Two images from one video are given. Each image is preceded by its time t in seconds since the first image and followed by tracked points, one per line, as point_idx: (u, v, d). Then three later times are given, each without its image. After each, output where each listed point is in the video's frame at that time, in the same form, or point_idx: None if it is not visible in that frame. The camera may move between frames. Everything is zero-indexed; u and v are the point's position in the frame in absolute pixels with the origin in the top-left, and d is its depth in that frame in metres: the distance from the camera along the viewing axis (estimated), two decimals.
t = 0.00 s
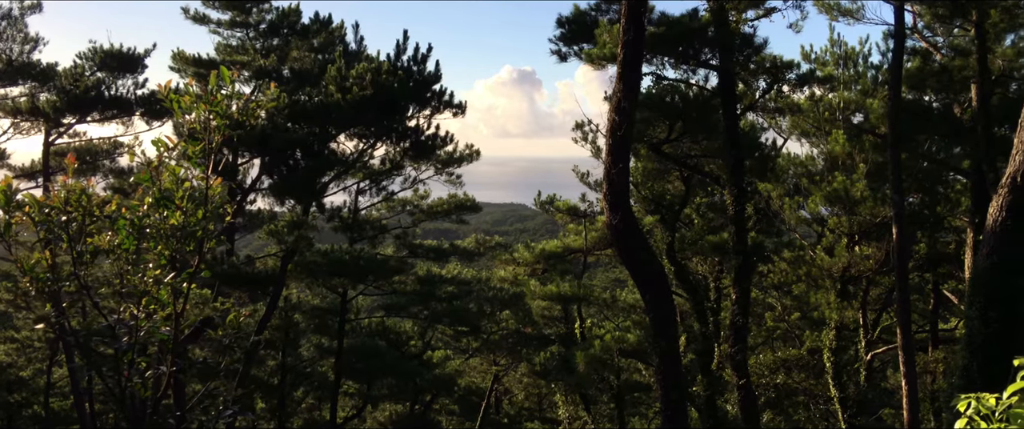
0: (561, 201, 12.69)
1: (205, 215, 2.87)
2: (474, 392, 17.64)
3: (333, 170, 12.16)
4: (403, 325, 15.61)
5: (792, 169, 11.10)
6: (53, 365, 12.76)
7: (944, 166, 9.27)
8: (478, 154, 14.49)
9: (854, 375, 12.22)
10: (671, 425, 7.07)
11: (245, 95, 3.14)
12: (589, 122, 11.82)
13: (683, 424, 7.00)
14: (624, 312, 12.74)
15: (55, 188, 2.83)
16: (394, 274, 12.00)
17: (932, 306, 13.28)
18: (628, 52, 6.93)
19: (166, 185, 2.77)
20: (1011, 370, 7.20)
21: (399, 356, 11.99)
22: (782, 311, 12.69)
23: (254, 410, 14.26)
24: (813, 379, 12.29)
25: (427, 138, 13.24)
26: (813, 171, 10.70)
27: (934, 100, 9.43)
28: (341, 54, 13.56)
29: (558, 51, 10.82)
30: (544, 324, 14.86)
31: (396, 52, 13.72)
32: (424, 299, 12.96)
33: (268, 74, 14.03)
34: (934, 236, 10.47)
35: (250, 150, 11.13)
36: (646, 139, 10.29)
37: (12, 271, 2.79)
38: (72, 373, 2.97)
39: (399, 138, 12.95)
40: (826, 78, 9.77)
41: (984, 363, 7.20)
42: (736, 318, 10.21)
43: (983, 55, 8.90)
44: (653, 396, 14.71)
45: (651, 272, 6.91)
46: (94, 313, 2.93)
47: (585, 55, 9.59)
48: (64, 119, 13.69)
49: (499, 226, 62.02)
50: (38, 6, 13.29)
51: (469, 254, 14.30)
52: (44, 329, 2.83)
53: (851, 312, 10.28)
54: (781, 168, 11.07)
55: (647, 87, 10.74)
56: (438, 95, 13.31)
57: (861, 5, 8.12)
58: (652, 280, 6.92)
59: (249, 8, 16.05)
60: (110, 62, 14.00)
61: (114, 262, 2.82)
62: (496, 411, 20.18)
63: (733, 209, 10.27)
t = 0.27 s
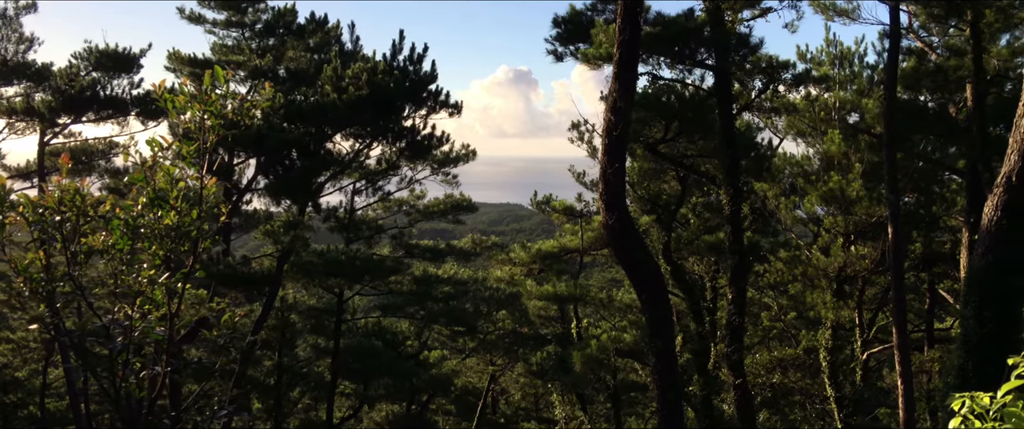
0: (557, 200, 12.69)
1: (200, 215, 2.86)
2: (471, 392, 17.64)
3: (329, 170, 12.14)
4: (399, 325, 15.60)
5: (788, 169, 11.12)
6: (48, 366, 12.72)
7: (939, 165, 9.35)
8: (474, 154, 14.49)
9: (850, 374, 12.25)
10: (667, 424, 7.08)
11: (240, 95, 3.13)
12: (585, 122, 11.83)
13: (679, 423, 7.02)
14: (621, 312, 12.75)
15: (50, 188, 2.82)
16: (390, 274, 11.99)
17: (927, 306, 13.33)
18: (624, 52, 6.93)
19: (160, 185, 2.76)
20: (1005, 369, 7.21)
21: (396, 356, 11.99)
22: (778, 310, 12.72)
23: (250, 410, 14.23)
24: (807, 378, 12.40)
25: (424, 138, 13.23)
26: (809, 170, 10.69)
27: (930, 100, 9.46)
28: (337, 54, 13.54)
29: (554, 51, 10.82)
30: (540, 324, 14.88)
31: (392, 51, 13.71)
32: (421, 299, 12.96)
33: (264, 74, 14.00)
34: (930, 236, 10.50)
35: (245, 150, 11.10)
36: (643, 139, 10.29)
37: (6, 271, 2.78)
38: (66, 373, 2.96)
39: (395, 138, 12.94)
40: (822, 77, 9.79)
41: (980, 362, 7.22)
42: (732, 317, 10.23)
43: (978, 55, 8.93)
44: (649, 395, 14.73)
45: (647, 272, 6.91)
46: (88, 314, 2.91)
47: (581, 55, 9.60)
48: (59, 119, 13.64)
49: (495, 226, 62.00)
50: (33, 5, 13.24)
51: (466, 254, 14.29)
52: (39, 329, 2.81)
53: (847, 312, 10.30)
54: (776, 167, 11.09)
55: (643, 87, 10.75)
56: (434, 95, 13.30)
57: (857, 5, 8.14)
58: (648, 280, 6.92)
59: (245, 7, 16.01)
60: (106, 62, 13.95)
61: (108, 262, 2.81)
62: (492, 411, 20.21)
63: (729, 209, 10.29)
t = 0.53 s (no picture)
0: (556, 200, 12.70)
1: (197, 215, 2.86)
2: (470, 391, 17.65)
3: (328, 169, 12.13)
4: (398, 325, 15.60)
5: (787, 168, 11.13)
6: (47, 366, 12.71)
7: (938, 164, 9.53)
8: (473, 154, 14.49)
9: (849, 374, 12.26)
10: (666, 423, 7.09)
11: (237, 94, 3.12)
12: (584, 121, 11.84)
13: (678, 422, 7.03)
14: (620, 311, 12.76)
15: (47, 188, 2.81)
16: (390, 274, 12.00)
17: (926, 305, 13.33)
18: (623, 51, 6.92)
19: (158, 184, 2.75)
20: (1004, 368, 7.23)
21: (395, 356, 11.99)
22: (777, 310, 12.73)
23: (250, 410, 14.24)
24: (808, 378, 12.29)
25: (422, 137, 13.22)
26: (808, 170, 10.69)
27: (929, 99, 9.46)
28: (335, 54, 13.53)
29: (552, 50, 10.82)
30: (539, 324, 14.88)
31: (391, 51, 13.71)
32: (420, 298, 12.97)
33: (262, 73, 13.99)
34: (929, 235, 10.49)
35: (244, 150, 11.09)
36: (641, 138, 10.29)
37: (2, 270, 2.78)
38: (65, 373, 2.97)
39: (393, 138, 12.93)
40: (821, 76, 9.79)
41: (979, 361, 7.24)
42: (731, 317, 10.23)
43: (977, 54, 8.94)
44: (648, 394, 14.75)
45: (646, 271, 6.92)
46: (86, 312, 2.90)
47: (580, 54, 9.60)
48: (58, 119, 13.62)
49: (494, 226, 61.89)
50: (31, 6, 13.22)
51: (465, 254, 14.30)
52: (37, 329, 2.81)
53: (846, 311, 10.30)
54: (775, 167, 11.09)
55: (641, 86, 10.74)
56: (432, 94, 13.29)
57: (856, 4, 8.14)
58: (647, 279, 6.93)
59: (243, 7, 16.00)
60: (104, 62, 13.93)
61: (106, 262, 2.81)
62: (491, 410, 20.22)
63: (728, 208, 10.29)
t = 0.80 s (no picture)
0: (553, 200, 12.70)
1: (193, 215, 2.86)
2: (467, 391, 17.64)
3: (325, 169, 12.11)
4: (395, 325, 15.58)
5: (784, 168, 11.13)
6: (43, 367, 12.66)
7: (934, 164, 9.63)
8: (470, 154, 14.48)
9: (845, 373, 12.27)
10: (663, 423, 7.09)
11: (233, 94, 3.12)
12: (581, 121, 11.83)
13: (676, 422, 7.03)
14: (617, 311, 12.77)
15: (41, 188, 2.79)
16: (387, 274, 11.98)
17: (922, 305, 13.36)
18: (620, 51, 6.92)
19: (154, 184, 2.74)
20: (1000, 367, 7.25)
21: (392, 356, 11.98)
22: (774, 309, 12.75)
23: (246, 410, 14.21)
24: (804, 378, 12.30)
25: (419, 137, 13.20)
26: (805, 170, 10.70)
27: (926, 99, 9.47)
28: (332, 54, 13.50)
29: (550, 50, 10.82)
30: (536, 324, 14.87)
31: (388, 51, 13.70)
32: (417, 298, 12.96)
33: (259, 73, 13.95)
34: (925, 235, 10.52)
35: (241, 150, 11.06)
36: (638, 138, 10.28)
37: None
38: (61, 373, 2.95)
39: (391, 138, 12.92)
40: (818, 76, 9.81)
41: (976, 361, 7.25)
42: (728, 316, 10.24)
43: (973, 54, 8.96)
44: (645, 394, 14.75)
45: (643, 270, 6.92)
46: (82, 312, 2.89)
47: (577, 54, 9.60)
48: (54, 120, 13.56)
49: (492, 226, 61.87)
50: (27, 5, 13.18)
51: (462, 254, 14.29)
52: (32, 330, 2.80)
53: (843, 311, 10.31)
54: (772, 166, 11.10)
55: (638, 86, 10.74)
56: (429, 94, 13.27)
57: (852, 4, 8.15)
58: (644, 279, 6.93)
59: (240, 7, 15.98)
60: (100, 62, 13.88)
61: (102, 262, 2.80)
62: (489, 410, 20.21)
63: (725, 208, 10.30)
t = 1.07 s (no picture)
0: (551, 199, 12.69)
1: (192, 214, 2.85)
2: (465, 391, 17.63)
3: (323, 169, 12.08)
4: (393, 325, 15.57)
5: (782, 167, 11.13)
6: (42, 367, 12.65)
7: (931, 163, 9.58)
8: (468, 153, 14.47)
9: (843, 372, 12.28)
10: (661, 422, 7.09)
11: (230, 93, 3.11)
12: (579, 120, 11.81)
13: (674, 421, 7.02)
14: (615, 310, 12.76)
15: (39, 187, 2.79)
16: (385, 273, 11.97)
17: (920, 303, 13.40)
18: (618, 50, 6.92)
19: (152, 183, 2.74)
20: (998, 366, 7.24)
21: (390, 355, 11.97)
22: (771, 308, 12.78)
23: (245, 410, 14.19)
24: (802, 377, 12.30)
25: (417, 137, 13.18)
26: (802, 169, 10.71)
27: (924, 99, 9.50)
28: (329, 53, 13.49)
29: (547, 49, 10.82)
30: (534, 324, 14.87)
31: (386, 50, 13.69)
32: (415, 298, 12.95)
33: (257, 73, 13.94)
34: (923, 234, 10.53)
35: (239, 149, 11.03)
36: (636, 138, 10.28)
37: None
38: (59, 373, 2.94)
39: (389, 138, 12.90)
40: (815, 76, 9.82)
41: (974, 360, 7.26)
42: (726, 316, 10.24)
43: (971, 53, 8.97)
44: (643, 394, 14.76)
45: (641, 270, 6.92)
46: (80, 313, 2.89)
47: (575, 53, 9.60)
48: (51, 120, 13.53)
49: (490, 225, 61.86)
50: (25, 5, 13.16)
51: (460, 254, 14.28)
52: (30, 331, 2.79)
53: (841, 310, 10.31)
54: (770, 166, 11.10)
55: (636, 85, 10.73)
56: (427, 94, 13.26)
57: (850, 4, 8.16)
58: (642, 278, 6.94)
59: (237, 7, 15.97)
60: (98, 62, 13.86)
61: (99, 262, 2.79)
62: (487, 410, 20.21)
63: (723, 208, 10.29)
